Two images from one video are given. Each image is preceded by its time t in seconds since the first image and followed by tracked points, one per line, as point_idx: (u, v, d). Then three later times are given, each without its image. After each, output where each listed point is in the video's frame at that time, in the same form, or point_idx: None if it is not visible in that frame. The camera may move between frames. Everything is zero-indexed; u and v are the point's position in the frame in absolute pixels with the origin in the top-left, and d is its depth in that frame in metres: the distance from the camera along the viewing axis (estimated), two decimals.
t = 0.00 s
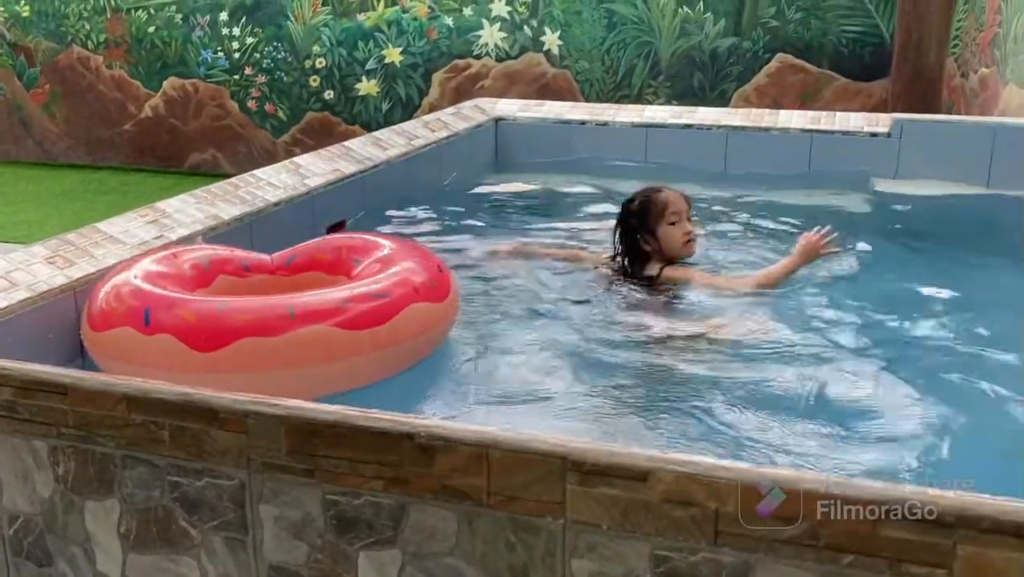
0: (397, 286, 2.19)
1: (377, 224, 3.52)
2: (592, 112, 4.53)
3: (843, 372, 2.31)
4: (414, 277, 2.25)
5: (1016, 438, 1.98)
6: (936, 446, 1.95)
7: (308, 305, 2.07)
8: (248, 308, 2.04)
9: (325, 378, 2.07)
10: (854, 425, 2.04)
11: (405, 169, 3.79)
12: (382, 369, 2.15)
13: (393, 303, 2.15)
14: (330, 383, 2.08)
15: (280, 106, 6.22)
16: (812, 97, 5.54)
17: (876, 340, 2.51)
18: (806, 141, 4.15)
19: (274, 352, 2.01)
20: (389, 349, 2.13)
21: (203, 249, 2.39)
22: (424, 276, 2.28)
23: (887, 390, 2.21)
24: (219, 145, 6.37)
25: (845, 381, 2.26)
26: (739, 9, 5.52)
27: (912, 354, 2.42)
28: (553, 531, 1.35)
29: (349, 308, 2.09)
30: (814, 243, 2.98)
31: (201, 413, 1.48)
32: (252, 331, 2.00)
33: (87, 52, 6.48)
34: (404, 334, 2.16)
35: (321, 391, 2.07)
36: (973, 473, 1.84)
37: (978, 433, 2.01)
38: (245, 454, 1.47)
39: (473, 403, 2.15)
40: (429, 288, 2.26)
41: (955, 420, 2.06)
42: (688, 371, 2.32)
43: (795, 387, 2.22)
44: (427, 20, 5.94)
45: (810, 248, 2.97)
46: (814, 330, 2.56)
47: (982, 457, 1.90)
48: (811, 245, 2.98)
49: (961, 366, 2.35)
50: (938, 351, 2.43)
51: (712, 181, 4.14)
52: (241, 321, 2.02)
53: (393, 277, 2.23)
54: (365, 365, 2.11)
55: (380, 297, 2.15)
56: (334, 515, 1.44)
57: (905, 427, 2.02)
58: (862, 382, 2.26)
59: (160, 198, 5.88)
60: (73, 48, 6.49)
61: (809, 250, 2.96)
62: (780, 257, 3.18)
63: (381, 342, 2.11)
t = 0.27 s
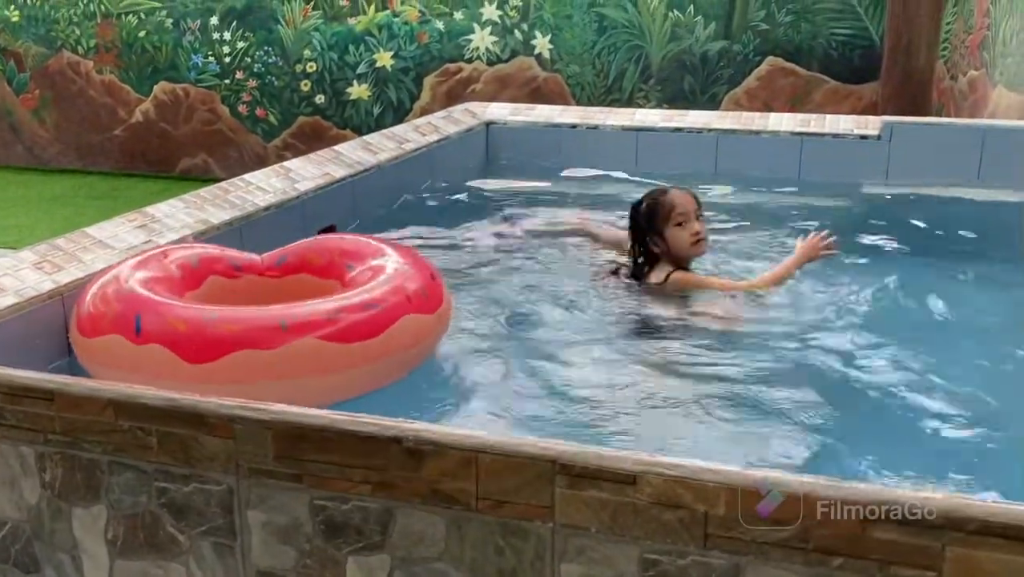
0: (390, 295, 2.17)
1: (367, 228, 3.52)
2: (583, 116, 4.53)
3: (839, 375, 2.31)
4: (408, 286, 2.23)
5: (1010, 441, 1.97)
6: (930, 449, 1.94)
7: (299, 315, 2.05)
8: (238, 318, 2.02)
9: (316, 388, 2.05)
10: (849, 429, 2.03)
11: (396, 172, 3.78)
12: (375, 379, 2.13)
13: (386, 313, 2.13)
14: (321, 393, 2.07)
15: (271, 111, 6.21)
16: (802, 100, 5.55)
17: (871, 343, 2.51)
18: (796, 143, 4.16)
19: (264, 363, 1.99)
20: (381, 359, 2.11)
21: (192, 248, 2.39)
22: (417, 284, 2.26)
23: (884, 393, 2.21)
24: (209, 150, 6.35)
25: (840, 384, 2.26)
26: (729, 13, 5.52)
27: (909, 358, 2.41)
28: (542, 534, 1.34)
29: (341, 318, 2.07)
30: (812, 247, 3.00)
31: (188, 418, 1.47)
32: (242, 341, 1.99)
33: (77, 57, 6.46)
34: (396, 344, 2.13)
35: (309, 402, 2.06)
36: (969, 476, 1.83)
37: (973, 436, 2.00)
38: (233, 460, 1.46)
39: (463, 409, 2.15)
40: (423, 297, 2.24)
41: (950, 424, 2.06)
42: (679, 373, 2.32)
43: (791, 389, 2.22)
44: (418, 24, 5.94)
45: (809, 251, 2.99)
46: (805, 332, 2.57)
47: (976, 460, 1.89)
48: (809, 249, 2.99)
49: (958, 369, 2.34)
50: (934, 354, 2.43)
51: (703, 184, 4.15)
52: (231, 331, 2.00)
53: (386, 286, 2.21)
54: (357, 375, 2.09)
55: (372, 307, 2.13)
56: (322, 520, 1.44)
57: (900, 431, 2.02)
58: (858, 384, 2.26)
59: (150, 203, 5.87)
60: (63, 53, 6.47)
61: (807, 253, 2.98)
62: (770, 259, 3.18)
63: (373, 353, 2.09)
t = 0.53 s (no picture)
0: (385, 302, 2.17)
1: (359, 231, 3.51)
2: (575, 119, 4.53)
3: (835, 377, 2.31)
4: (402, 294, 2.23)
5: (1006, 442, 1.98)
6: (927, 450, 1.94)
7: (294, 317, 2.05)
8: (234, 319, 2.02)
9: (311, 392, 2.04)
10: (846, 431, 2.03)
11: (387, 176, 3.78)
12: (369, 384, 2.12)
13: (380, 318, 2.13)
14: (315, 397, 2.06)
15: (263, 114, 6.20)
16: (793, 103, 5.57)
17: (866, 345, 2.51)
18: (787, 146, 4.17)
19: (258, 363, 1.99)
20: (376, 364, 2.10)
21: (188, 261, 2.38)
22: (412, 293, 2.26)
23: (876, 396, 2.21)
24: (200, 154, 6.34)
25: (837, 387, 2.26)
26: (720, 16, 5.53)
27: (903, 361, 2.42)
28: (533, 537, 1.34)
29: (335, 321, 2.07)
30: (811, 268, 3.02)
31: (178, 422, 1.47)
32: (236, 342, 1.98)
33: (67, 61, 6.44)
34: (391, 349, 2.13)
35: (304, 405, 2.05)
36: (965, 477, 1.83)
37: (968, 437, 2.00)
38: (224, 464, 1.46)
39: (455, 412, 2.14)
40: (417, 305, 2.24)
41: (945, 425, 2.06)
42: (671, 375, 2.33)
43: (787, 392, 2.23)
44: (410, 27, 5.94)
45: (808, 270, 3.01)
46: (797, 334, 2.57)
47: (973, 462, 1.90)
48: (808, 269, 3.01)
49: (952, 371, 2.34)
50: (929, 357, 2.43)
51: (694, 185, 4.15)
52: (225, 332, 2.00)
53: (380, 293, 2.20)
54: (351, 378, 2.08)
55: (366, 312, 2.12)
56: (313, 524, 1.43)
57: (896, 432, 2.02)
58: (854, 388, 2.26)
59: (141, 206, 5.85)
60: (53, 56, 6.45)
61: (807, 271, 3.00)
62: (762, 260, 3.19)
63: (368, 357, 2.09)
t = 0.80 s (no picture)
0: (379, 297, 2.17)
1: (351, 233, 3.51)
2: (567, 121, 4.54)
3: (830, 378, 2.32)
4: (396, 289, 2.23)
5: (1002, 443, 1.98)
6: (923, 451, 1.95)
7: (288, 316, 2.05)
8: (229, 320, 2.02)
9: (307, 390, 2.04)
10: (842, 432, 2.04)
11: (379, 178, 3.78)
12: (365, 380, 2.12)
13: (374, 314, 2.13)
14: (312, 396, 2.06)
15: (254, 116, 6.20)
16: (784, 104, 5.59)
17: (862, 346, 2.52)
18: (778, 148, 4.18)
19: (254, 364, 1.98)
20: (371, 360, 2.10)
21: (183, 265, 2.38)
22: (406, 287, 2.25)
23: (868, 395, 2.22)
24: (192, 156, 6.33)
25: (834, 388, 2.26)
26: (712, 18, 5.54)
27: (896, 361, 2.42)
28: (526, 539, 1.34)
29: (329, 319, 2.07)
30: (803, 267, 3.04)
31: (169, 425, 1.46)
32: (230, 344, 1.98)
33: (58, 64, 6.41)
34: (386, 344, 2.13)
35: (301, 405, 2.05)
36: (961, 479, 1.84)
37: (965, 438, 2.00)
38: (215, 467, 1.46)
39: (454, 413, 2.14)
40: (412, 299, 2.23)
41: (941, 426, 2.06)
42: (664, 376, 2.33)
43: (784, 393, 2.23)
44: (402, 29, 5.93)
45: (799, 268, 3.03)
46: (790, 335, 2.58)
47: (969, 463, 1.90)
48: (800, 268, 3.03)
49: (944, 371, 2.35)
50: (925, 357, 2.44)
51: (686, 187, 4.16)
52: (219, 334, 2.00)
53: (374, 288, 2.20)
54: (347, 375, 2.08)
55: (360, 309, 2.12)
56: (305, 527, 1.43)
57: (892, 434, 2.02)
58: (850, 388, 2.26)
59: (132, 210, 5.84)
60: (44, 59, 6.43)
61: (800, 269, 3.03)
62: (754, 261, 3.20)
63: (362, 353, 2.08)
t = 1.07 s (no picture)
0: (374, 305, 2.17)
1: (344, 235, 3.51)
2: (559, 123, 4.54)
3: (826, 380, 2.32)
4: (391, 296, 2.23)
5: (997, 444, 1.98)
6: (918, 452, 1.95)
7: (283, 323, 2.05)
8: (223, 325, 2.02)
9: (300, 397, 2.04)
10: (835, 433, 2.04)
11: (372, 180, 3.78)
12: (359, 388, 2.12)
13: (369, 322, 2.12)
14: (305, 403, 2.05)
15: (248, 119, 6.19)
16: (777, 106, 5.60)
17: (858, 348, 2.52)
18: (771, 150, 4.19)
19: (247, 371, 1.98)
20: (365, 368, 2.10)
21: (178, 261, 2.38)
22: (401, 295, 2.25)
23: (861, 396, 2.23)
24: (185, 159, 6.32)
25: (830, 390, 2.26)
26: (705, 20, 5.56)
27: (889, 361, 2.43)
28: (518, 538, 1.35)
29: (324, 327, 2.06)
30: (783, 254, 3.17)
31: (161, 427, 1.46)
32: (224, 349, 1.98)
33: (51, 66, 6.40)
34: (380, 353, 2.12)
35: (294, 413, 2.05)
36: (957, 479, 1.84)
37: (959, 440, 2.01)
38: (207, 469, 1.46)
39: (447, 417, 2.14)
40: (407, 307, 2.23)
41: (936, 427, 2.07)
42: (656, 379, 2.34)
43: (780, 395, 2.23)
44: (395, 32, 5.94)
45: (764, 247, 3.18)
46: (783, 337, 2.59)
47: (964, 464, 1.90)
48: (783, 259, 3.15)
49: (936, 373, 2.36)
50: (919, 359, 2.44)
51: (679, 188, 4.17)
52: (213, 339, 1.99)
53: (369, 295, 2.20)
54: (341, 384, 2.08)
55: (355, 317, 2.12)
56: (297, 528, 1.43)
57: (887, 436, 2.03)
58: (846, 390, 2.26)
59: (126, 213, 5.83)
60: (36, 62, 6.41)
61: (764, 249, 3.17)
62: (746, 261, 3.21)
63: (357, 362, 2.08)
